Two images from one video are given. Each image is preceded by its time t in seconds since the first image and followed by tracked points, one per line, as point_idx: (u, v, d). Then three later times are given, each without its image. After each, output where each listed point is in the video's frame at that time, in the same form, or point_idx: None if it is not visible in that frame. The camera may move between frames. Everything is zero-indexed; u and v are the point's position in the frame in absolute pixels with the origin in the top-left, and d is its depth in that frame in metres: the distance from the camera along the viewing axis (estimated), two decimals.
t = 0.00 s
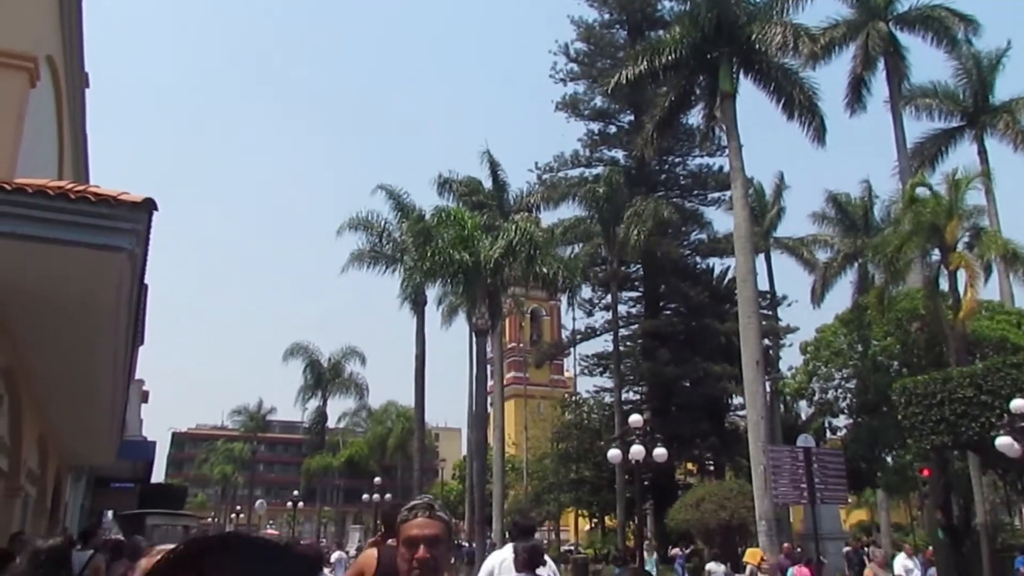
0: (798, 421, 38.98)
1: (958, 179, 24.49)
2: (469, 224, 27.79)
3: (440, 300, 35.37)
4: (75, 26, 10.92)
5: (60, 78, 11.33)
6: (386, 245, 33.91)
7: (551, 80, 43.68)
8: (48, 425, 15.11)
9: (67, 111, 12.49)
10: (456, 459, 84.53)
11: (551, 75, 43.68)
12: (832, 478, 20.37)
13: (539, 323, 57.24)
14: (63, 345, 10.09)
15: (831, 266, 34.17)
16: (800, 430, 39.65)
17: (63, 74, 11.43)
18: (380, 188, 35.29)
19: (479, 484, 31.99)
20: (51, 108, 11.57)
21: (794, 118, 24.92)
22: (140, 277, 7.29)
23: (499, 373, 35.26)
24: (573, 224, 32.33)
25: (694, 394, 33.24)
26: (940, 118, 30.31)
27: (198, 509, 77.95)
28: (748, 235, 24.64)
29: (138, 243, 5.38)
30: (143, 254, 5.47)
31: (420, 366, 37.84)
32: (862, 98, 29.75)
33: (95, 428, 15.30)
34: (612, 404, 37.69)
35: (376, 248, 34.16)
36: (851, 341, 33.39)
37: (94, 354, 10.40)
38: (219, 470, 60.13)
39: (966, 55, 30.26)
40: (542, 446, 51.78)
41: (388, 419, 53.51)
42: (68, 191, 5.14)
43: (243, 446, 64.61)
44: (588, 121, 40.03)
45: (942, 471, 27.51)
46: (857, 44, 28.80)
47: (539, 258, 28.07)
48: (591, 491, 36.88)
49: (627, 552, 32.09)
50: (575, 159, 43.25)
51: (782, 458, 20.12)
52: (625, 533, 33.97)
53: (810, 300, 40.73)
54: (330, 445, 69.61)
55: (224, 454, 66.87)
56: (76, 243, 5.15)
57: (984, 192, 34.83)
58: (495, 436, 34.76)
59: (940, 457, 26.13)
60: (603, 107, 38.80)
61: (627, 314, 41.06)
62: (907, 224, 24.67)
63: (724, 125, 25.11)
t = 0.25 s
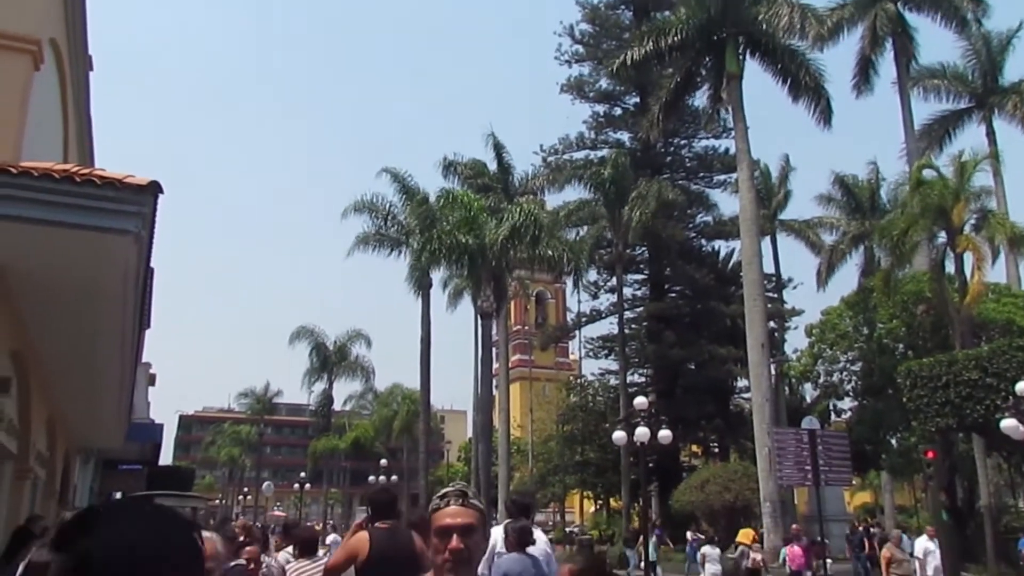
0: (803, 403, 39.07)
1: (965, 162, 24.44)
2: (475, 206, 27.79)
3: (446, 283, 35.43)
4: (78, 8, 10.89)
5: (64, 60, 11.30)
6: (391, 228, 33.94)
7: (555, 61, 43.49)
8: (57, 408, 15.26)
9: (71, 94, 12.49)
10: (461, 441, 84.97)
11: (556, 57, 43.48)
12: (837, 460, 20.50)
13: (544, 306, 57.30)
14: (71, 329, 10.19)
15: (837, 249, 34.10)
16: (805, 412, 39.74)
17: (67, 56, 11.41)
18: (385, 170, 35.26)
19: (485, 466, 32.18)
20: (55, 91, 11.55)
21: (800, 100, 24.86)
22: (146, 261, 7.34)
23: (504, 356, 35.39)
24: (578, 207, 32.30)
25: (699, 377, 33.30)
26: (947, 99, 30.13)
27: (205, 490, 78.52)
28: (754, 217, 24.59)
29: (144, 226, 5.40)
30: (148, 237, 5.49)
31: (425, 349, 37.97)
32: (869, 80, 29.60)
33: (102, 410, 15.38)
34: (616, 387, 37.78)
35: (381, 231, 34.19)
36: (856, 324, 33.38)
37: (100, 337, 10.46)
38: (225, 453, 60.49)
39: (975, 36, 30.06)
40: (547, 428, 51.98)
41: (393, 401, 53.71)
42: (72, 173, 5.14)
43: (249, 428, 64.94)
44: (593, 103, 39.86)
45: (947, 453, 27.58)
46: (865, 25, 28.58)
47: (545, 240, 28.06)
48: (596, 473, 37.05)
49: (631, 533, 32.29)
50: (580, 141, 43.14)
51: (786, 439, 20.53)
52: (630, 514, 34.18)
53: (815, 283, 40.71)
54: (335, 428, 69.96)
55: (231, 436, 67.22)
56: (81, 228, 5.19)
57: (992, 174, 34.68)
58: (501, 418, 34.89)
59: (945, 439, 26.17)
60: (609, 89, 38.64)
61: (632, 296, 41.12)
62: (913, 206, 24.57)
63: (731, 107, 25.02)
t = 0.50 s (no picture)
0: (807, 387, 39.20)
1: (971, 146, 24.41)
2: (478, 189, 27.80)
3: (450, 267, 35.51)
4: None
5: (67, 43, 11.32)
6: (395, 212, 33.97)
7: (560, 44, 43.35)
8: (63, 390, 15.41)
9: (75, 77, 12.52)
10: (466, 425, 85.34)
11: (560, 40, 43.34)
12: (840, 443, 20.78)
13: (548, 290, 57.39)
14: (76, 312, 10.30)
15: (842, 233, 34.09)
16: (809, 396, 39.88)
17: (70, 39, 11.44)
18: (389, 154, 35.26)
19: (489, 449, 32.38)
20: (58, 74, 11.58)
21: (806, 84, 24.79)
22: (150, 244, 7.41)
23: (508, 339, 35.52)
24: (582, 191, 32.36)
25: (703, 361, 33.40)
26: (954, 83, 30.02)
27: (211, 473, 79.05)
28: (759, 201, 24.57)
29: (148, 209, 5.45)
30: (154, 220, 5.54)
31: (429, 332, 38.09)
32: (875, 62, 29.47)
33: (107, 393, 15.51)
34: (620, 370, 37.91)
35: (385, 215, 34.21)
36: (861, 308, 33.42)
37: (106, 320, 10.57)
38: (231, 436, 60.85)
39: (982, 19, 29.94)
40: (551, 411, 52.17)
41: (398, 385, 53.89)
42: (77, 156, 5.18)
43: (254, 411, 65.27)
44: (597, 86, 39.75)
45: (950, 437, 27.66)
46: (872, 8, 28.44)
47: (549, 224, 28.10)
48: (600, 456, 37.24)
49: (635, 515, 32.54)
50: (585, 125, 43.07)
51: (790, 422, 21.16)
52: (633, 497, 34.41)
53: (820, 267, 40.74)
54: (340, 411, 70.31)
55: (236, 419, 67.60)
56: (86, 212, 5.24)
57: (998, 158, 34.58)
58: (505, 402, 35.06)
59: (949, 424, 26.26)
60: (613, 72, 38.52)
61: (636, 280, 41.18)
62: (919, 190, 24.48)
63: (736, 90, 24.99)
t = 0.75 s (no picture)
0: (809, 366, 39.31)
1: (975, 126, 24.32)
2: (479, 170, 27.73)
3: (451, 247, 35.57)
4: None
5: (66, 23, 11.33)
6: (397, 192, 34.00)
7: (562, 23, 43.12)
8: (66, 373, 15.61)
9: (74, 56, 12.52)
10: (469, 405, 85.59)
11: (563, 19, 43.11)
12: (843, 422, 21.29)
13: (551, 270, 57.42)
14: (79, 294, 10.47)
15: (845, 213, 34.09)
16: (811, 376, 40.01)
17: (69, 19, 11.45)
18: (390, 134, 35.22)
19: (491, 430, 32.51)
20: (58, 54, 11.60)
21: (809, 62, 24.72)
22: (151, 229, 7.62)
23: (510, 320, 35.64)
24: (584, 171, 32.43)
25: (705, 341, 33.49)
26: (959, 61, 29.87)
27: (215, 454, 79.43)
28: (762, 180, 24.57)
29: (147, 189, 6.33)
30: (152, 198, 6.43)
31: (432, 313, 38.18)
32: (880, 41, 29.30)
33: (110, 374, 15.67)
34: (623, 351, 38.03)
35: (387, 196, 34.24)
36: (863, 288, 33.48)
37: (108, 302, 10.71)
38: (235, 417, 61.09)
39: None
40: (554, 391, 52.34)
41: (401, 365, 54.08)
42: (81, 138, 6.08)
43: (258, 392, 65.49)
44: (600, 66, 39.58)
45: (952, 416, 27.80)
46: None
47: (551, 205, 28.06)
48: (602, 436, 37.43)
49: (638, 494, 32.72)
50: (587, 104, 42.95)
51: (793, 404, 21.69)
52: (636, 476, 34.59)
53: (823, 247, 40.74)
54: (343, 392, 70.55)
55: (240, 399, 67.86)
56: (92, 188, 6.13)
57: (1002, 137, 34.47)
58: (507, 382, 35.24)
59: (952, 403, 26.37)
60: (616, 51, 38.36)
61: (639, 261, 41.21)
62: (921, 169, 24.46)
63: (739, 70, 24.96)
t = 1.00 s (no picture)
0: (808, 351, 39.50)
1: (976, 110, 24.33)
2: (480, 154, 27.98)
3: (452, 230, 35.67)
4: None
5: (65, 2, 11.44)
6: (397, 175, 34.05)
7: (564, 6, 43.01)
8: (66, 354, 15.81)
9: (73, 34, 12.63)
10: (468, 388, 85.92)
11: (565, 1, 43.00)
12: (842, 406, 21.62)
13: (552, 254, 57.52)
14: (79, 275, 10.61)
15: (846, 197, 34.17)
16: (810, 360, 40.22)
17: None
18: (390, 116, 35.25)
19: (491, 412, 32.71)
20: (57, 32, 11.70)
21: (811, 46, 24.73)
22: (150, 210, 7.79)
23: (511, 303, 35.79)
24: (585, 153, 32.60)
25: (704, 325, 33.66)
26: (961, 46, 29.83)
27: (215, 435, 79.82)
28: (763, 164, 24.63)
29: (147, 170, 6.51)
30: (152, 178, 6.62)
31: (432, 296, 38.30)
32: (882, 25, 29.26)
33: (110, 354, 15.83)
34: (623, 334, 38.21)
35: (387, 178, 34.30)
36: (863, 273, 33.59)
37: (109, 283, 10.86)
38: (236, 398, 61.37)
39: None
40: (553, 374, 52.55)
41: (401, 348, 54.24)
42: (79, 117, 6.25)
43: (258, 374, 65.72)
44: (601, 49, 39.51)
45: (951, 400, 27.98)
46: None
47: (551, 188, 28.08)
48: (602, 419, 37.65)
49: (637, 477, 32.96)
50: (589, 88, 42.90)
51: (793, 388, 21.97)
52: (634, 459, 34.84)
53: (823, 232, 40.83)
54: (344, 374, 70.80)
55: (241, 381, 68.12)
56: (92, 170, 6.31)
57: (1004, 122, 34.50)
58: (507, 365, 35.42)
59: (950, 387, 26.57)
60: (618, 34, 38.28)
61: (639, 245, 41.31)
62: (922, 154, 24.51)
63: (741, 53, 24.98)
